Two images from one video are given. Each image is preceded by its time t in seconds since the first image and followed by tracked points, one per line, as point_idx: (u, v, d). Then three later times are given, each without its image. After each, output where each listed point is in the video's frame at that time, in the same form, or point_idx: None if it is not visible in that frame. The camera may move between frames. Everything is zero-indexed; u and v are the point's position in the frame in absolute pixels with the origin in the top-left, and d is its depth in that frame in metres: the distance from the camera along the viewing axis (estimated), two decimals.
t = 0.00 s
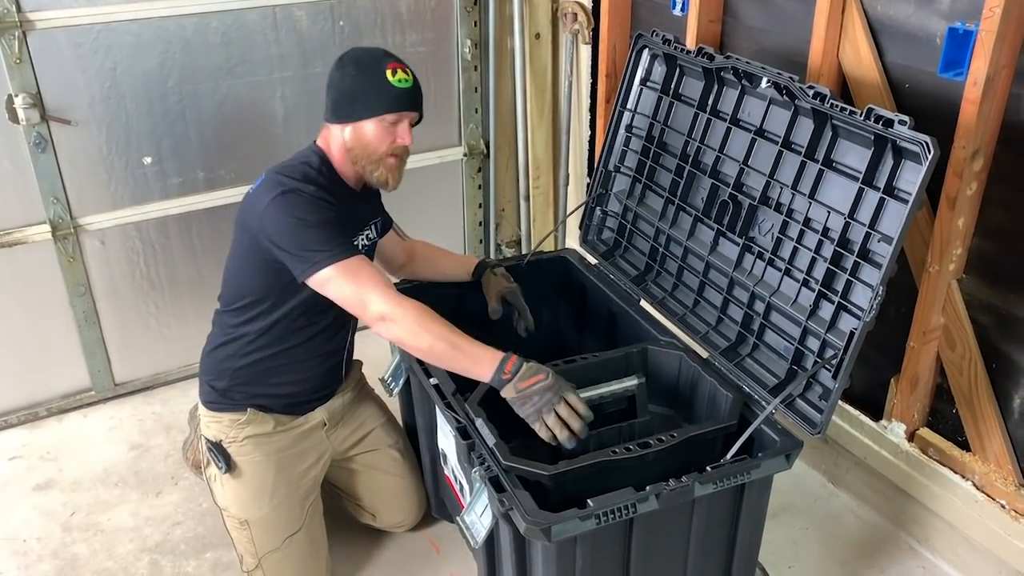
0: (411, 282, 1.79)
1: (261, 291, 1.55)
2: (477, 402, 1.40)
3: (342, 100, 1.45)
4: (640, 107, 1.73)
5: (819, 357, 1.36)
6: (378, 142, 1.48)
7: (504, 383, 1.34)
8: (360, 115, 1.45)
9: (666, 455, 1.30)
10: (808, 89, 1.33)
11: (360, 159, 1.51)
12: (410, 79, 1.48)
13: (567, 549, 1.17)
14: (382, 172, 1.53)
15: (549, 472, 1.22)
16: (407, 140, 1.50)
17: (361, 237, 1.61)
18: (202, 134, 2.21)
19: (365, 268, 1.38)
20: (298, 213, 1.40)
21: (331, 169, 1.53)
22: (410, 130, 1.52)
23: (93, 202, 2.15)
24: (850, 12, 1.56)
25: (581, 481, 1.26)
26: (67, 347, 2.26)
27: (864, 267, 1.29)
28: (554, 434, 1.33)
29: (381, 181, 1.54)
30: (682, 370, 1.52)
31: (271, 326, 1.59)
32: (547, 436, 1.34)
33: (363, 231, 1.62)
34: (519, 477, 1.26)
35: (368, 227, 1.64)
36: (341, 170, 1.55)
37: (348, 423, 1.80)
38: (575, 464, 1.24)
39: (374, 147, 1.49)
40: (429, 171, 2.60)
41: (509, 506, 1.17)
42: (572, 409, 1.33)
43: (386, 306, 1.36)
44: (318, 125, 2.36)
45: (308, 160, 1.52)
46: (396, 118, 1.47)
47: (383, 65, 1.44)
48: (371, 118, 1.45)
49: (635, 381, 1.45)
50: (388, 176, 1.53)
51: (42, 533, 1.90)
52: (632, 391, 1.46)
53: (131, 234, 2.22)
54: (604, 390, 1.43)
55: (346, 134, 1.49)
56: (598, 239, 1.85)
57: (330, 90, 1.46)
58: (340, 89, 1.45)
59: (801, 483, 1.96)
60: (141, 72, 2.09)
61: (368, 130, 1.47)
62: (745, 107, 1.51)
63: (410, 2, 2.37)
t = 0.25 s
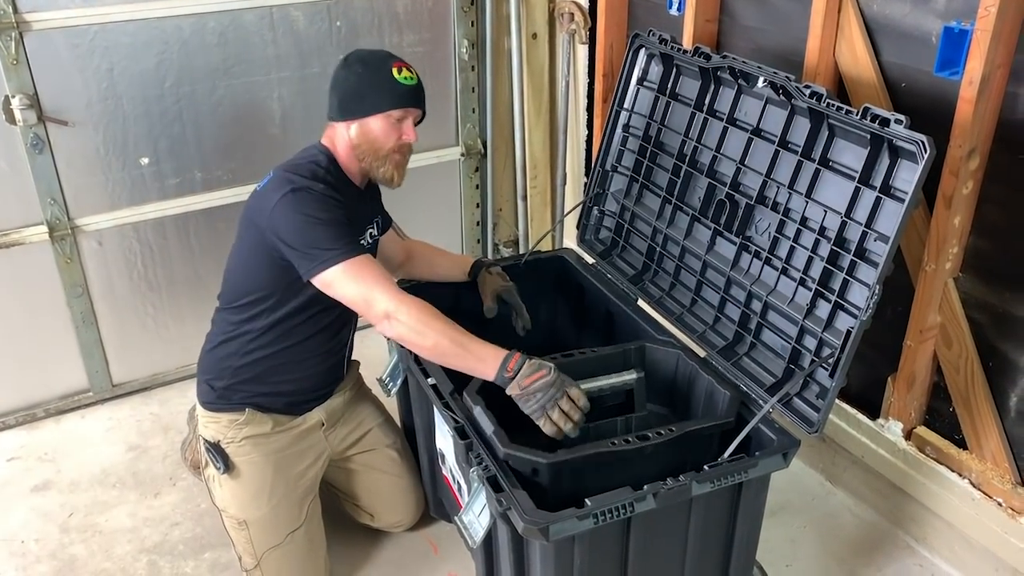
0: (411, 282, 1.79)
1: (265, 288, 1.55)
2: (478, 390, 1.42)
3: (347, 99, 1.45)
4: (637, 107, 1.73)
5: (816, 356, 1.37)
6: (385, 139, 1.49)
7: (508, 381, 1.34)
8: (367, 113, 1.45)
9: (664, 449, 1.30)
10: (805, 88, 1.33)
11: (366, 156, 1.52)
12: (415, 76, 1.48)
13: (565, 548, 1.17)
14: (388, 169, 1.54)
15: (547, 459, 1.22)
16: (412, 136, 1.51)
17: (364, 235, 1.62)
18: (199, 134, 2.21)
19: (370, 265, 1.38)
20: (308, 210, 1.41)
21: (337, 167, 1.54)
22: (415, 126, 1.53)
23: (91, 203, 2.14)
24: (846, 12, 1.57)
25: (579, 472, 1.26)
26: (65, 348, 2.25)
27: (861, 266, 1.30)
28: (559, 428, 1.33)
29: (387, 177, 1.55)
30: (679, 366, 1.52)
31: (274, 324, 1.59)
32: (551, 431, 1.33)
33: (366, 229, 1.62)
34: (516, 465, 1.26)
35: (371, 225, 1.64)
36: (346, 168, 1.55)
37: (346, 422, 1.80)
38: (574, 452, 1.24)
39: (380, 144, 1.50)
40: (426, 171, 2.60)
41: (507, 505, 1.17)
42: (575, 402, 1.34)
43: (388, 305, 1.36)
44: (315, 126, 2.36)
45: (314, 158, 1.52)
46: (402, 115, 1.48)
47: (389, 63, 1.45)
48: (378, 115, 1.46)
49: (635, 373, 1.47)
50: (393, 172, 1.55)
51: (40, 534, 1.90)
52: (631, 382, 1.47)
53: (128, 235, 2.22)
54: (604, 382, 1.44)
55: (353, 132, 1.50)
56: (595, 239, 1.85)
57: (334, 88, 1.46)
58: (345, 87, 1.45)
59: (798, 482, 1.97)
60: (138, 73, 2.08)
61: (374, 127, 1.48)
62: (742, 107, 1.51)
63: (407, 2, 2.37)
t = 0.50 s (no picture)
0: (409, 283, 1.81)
1: (256, 280, 1.56)
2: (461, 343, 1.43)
3: (327, 91, 1.49)
4: (635, 107, 1.74)
5: (814, 356, 1.37)
6: (366, 130, 1.52)
7: (495, 338, 1.35)
8: (346, 103, 1.48)
9: (654, 389, 1.31)
10: (802, 89, 1.34)
11: (348, 148, 1.54)
12: (393, 68, 1.52)
13: (564, 548, 1.18)
14: (370, 160, 1.56)
15: (536, 400, 1.23)
16: (393, 127, 1.54)
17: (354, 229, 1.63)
18: (197, 135, 2.21)
19: (343, 240, 1.38)
20: (293, 196, 1.41)
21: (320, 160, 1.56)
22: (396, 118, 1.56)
23: (90, 204, 2.15)
24: (844, 12, 1.57)
25: (573, 413, 1.28)
26: (63, 349, 2.25)
27: (859, 266, 1.30)
28: (548, 374, 1.32)
29: (371, 169, 1.57)
30: (668, 317, 1.51)
31: (267, 316, 1.60)
32: (541, 378, 1.32)
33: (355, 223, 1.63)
34: (507, 406, 1.27)
35: (360, 220, 1.65)
36: (330, 161, 1.57)
37: (346, 421, 1.80)
38: (563, 393, 1.25)
39: (362, 135, 1.52)
40: (425, 171, 2.60)
41: (506, 505, 1.18)
42: (561, 349, 1.33)
43: (366, 276, 1.35)
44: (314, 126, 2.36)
45: (297, 152, 1.54)
46: (382, 105, 1.51)
47: (367, 55, 1.49)
48: (357, 106, 1.49)
49: (624, 322, 1.49)
50: (377, 165, 1.57)
51: (39, 535, 1.90)
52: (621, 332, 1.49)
53: (127, 236, 2.22)
54: (594, 330, 1.47)
55: (334, 124, 1.52)
56: (594, 239, 1.85)
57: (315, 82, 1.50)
58: (326, 80, 1.48)
59: (797, 482, 1.97)
60: (136, 74, 2.08)
61: (355, 118, 1.50)
62: (740, 107, 1.52)
63: (405, 3, 2.37)
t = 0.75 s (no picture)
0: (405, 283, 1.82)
1: (238, 270, 1.54)
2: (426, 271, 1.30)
3: (307, 90, 1.52)
4: (635, 108, 1.74)
5: (814, 356, 1.37)
6: (343, 128, 1.54)
7: (458, 260, 1.18)
8: (324, 102, 1.51)
9: (629, 302, 1.22)
10: (802, 89, 1.34)
11: (326, 146, 1.57)
12: (373, 68, 1.54)
13: (564, 548, 1.18)
14: (348, 158, 1.58)
15: (503, 319, 1.13)
16: (371, 126, 1.56)
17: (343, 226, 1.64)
18: (197, 136, 2.21)
19: (300, 200, 1.31)
20: (257, 172, 1.41)
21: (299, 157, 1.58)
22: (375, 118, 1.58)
23: (90, 205, 2.15)
24: (843, 13, 1.58)
25: (544, 330, 1.18)
26: (64, 351, 2.26)
27: (858, 266, 1.30)
28: (516, 294, 1.16)
29: (349, 167, 1.59)
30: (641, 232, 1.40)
31: (255, 309, 1.59)
32: (508, 299, 1.16)
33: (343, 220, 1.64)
34: (473, 330, 1.18)
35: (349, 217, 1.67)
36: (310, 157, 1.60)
37: (343, 419, 1.81)
38: (530, 308, 1.15)
39: (339, 133, 1.55)
40: (425, 172, 2.61)
41: (506, 505, 1.18)
42: (530, 267, 1.17)
43: (324, 218, 1.25)
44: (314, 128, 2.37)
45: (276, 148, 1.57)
46: (359, 104, 1.53)
47: (346, 56, 1.52)
48: (334, 104, 1.51)
49: (593, 238, 1.39)
50: (355, 162, 1.59)
51: (40, 536, 1.90)
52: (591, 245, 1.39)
53: (127, 237, 2.22)
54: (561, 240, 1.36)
55: (312, 122, 1.55)
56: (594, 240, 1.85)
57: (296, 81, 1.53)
58: (307, 79, 1.52)
59: (796, 482, 1.97)
60: (137, 75, 2.09)
61: (331, 116, 1.53)
62: (740, 107, 1.52)
63: (406, 5, 2.38)
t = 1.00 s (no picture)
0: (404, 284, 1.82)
1: (227, 262, 1.55)
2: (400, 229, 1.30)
3: (299, 92, 1.54)
4: (634, 111, 1.75)
5: (813, 357, 1.38)
6: (333, 130, 1.56)
7: (428, 215, 1.16)
8: (315, 104, 1.53)
9: (600, 252, 1.21)
10: (800, 92, 1.35)
11: (317, 147, 1.58)
12: (365, 72, 1.55)
13: (564, 549, 1.18)
14: (338, 159, 1.59)
15: (466, 275, 1.13)
16: (362, 129, 1.58)
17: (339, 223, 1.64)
18: (198, 138, 2.22)
19: (288, 177, 1.36)
20: (247, 159, 1.46)
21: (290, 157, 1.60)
22: (366, 121, 1.59)
23: (91, 208, 2.15)
24: (842, 15, 1.58)
25: (511, 282, 1.18)
26: (65, 353, 2.26)
27: (857, 268, 1.31)
28: (487, 246, 1.14)
29: (340, 168, 1.61)
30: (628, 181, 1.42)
31: (247, 303, 1.60)
32: (479, 252, 1.14)
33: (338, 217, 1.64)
34: (440, 287, 1.17)
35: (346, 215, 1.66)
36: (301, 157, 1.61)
37: (342, 420, 1.82)
38: (494, 262, 1.14)
39: (329, 135, 1.56)
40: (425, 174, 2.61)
41: (506, 506, 1.18)
42: (501, 220, 1.16)
43: (305, 188, 1.29)
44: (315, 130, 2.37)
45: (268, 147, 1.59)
46: (349, 107, 1.54)
47: (338, 60, 1.53)
48: (324, 106, 1.53)
49: (568, 187, 1.42)
50: (346, 164, 1.61)
51: (41, 538, 1.90)
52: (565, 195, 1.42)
53: (128, 240, 2.23)
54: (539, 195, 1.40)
55: (303, 124, 1.57)
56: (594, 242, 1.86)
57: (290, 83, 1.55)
58: (298, 82, 1.54)
59: (796, 483, 1.97)
60: (138, 78, 2.10)
61: (322, 117, 1.55)
62: (738, 110, 1.52)
63: (406, 8, 2.38)
